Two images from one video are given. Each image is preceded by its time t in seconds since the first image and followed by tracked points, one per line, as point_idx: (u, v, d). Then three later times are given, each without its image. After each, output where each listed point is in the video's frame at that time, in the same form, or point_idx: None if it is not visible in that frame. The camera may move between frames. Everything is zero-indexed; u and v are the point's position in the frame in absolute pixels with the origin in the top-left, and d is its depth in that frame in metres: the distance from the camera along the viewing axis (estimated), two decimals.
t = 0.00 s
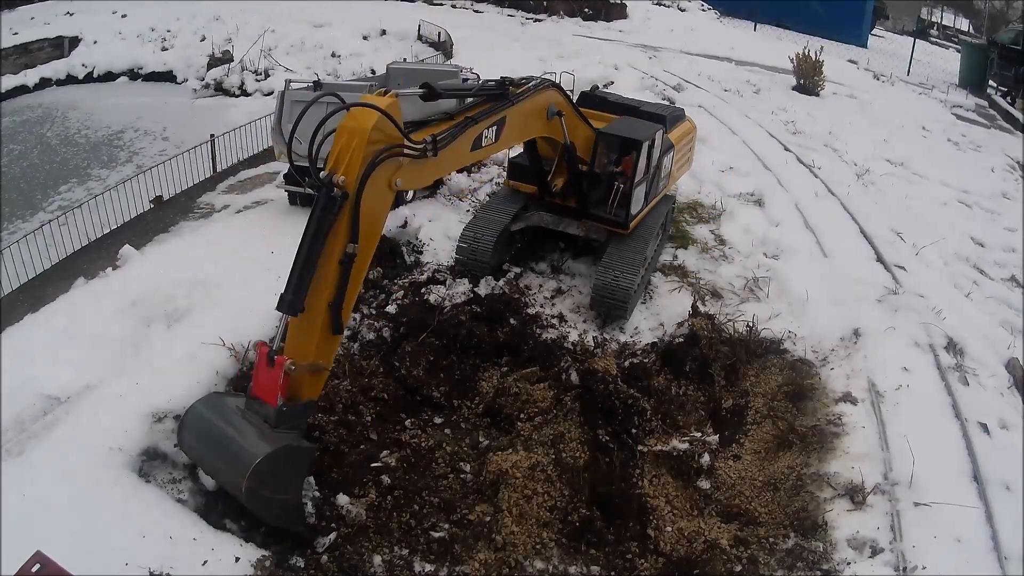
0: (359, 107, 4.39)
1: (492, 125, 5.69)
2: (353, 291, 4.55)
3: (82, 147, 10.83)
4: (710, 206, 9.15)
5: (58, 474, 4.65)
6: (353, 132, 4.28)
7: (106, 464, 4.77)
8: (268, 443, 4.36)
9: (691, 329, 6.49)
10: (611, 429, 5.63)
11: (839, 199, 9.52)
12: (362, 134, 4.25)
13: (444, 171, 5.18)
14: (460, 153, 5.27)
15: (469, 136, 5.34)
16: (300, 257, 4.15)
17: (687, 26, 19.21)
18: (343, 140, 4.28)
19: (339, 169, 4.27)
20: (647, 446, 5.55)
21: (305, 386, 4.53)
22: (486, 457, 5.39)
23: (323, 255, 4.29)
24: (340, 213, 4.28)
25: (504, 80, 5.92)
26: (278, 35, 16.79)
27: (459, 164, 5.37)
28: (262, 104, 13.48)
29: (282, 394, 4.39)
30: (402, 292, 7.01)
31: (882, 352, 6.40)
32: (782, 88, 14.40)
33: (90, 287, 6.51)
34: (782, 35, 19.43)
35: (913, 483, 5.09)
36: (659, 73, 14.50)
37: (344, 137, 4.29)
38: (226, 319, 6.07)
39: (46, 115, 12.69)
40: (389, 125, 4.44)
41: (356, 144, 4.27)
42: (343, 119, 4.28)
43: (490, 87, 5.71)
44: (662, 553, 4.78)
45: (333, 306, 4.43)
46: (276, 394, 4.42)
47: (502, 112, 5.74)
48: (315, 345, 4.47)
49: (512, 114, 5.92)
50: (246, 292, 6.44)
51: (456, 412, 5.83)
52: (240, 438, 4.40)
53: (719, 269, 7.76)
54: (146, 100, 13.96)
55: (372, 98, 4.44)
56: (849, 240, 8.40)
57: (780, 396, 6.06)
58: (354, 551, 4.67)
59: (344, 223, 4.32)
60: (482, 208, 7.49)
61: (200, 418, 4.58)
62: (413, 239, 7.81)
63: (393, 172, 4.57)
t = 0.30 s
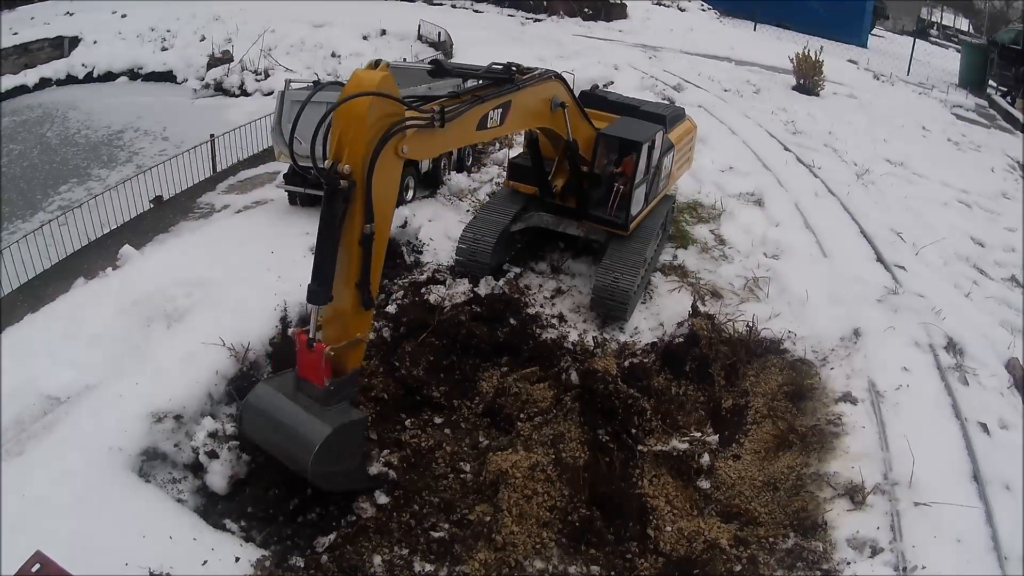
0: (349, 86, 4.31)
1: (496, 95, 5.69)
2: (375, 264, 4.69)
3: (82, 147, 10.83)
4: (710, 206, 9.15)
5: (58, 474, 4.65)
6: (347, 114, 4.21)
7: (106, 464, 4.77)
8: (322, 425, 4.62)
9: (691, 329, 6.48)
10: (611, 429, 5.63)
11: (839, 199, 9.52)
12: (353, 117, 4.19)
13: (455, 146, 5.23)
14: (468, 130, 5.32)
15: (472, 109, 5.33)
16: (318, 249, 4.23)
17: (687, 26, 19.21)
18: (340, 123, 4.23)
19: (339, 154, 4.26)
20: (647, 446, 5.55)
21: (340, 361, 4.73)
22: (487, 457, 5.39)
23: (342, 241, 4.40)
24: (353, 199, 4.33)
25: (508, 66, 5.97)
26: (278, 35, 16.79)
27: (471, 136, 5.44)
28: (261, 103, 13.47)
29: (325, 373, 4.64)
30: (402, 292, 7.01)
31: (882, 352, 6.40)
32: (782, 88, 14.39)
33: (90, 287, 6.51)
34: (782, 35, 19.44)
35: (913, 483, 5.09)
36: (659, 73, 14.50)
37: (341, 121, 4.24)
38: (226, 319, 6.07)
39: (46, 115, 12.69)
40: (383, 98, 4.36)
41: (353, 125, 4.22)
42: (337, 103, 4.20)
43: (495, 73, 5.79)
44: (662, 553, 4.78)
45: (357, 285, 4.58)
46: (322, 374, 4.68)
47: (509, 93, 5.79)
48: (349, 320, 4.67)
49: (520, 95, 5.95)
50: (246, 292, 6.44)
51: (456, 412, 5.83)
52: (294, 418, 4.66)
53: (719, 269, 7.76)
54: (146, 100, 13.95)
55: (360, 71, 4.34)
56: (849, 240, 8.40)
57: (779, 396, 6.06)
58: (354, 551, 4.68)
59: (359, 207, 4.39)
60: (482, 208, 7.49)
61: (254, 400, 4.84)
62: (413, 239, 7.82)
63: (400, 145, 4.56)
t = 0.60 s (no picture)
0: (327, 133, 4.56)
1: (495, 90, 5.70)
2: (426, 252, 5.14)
3: (82, 147, 10.83)
4: (710, 205, 9.15)
5: (58, 474, 4.65)
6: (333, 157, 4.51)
7: (106, 464, 4.77)
8: (442, 357, 5.48)
9: (691, 328, 6.47)
10: (611, 429, 5.64)
11: (840, 199, 9.52)
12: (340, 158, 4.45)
13: (455, 147, 5.23)
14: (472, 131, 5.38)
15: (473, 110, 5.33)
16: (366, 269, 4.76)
17: (687, 25, 19.21)
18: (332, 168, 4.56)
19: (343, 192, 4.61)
20: (647, 446, 5.55)
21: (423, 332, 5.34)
22: (487, 457, 5.39)
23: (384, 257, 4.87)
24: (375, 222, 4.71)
25: (508, 68, 5.88)
26: (278, 35, 16.79)
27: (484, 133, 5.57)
28: (262, 103, 13.46)
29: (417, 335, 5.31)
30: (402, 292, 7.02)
31: (882, 352, 6.40)
32: (782, 88, 14.39)
33: (90, 287, 6.50)
34: (782, 35, 19.45)
35: (914, 483, 5.09)
36: (659, 73, 14.49)
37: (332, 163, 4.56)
38: (226, 320, 6.07)
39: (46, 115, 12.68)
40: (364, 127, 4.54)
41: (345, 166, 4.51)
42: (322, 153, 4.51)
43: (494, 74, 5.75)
44: (662, 553, 4.78)
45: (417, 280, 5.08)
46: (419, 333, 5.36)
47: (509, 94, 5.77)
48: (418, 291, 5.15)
49: (521, 93, 5.93)
50: (246, 292, 6.44)
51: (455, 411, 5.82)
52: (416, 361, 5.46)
53: (719, 269, 7.76)
54: (146, 100, 13.94)
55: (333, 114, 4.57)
56: (849, 240, 8.40)
57: (779, 396, 6.06)
58: (354, 551, 4.69)
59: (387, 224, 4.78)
60: (482, 209, 7.49)
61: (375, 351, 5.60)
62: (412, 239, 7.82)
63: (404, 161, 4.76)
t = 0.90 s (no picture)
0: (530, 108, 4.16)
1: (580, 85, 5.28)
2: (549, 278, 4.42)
3: (82, 147, 10.83)
4: (710, 205, 9.15)
5: (58, 474, 4.64)
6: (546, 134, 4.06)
7: (106, 464, 4.77)
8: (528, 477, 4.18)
9: (691, 328, 6.47)
10: (611, 429, 5.66)
11: (839, 199, 9.52)
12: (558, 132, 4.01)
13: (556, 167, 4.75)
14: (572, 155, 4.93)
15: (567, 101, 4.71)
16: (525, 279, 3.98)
17: (686, 25, 19.22)
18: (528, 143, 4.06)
19: (560, 177, 4.15)
20: (647, 446, 5.56)
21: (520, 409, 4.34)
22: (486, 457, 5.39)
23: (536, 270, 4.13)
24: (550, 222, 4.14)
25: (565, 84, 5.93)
26: (278, 35, 16.80)
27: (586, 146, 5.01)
28: (262, 104, 13.47)
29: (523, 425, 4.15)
30: (401, 292, 7.03)
31: (882, 352, 6.39)
32: (782, 88, 14.40)
33: (90, 287, 6.50)
34: (782, 35, 19.46)
35: (913, 483, 5.09)
36: (659, 73, 14.49)
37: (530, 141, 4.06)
38: (226, 320, 6.07)
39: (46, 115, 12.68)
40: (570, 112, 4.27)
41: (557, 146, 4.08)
42: (524, 132, 4.04)
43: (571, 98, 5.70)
44: (662, 553, 4.78)
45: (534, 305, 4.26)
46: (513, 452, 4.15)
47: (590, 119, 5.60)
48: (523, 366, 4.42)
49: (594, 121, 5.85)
50: (246, 292, 6.44)
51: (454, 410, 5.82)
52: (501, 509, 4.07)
53: (718, 269, 7.76)
54: (146, 100, 13.95)
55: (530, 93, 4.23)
56: (850, 240, 8.40)
57: (779, 396, 6.07)
58: (354, 551, 4.68)
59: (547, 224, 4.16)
60: (481, 211, 7.51)
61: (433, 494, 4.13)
62: (412, 239, 7.84)
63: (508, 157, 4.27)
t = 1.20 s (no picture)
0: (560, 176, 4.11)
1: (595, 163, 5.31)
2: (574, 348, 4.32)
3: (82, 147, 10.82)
4: (710, 205, 9.16)
5: (57, 474, 4.64)
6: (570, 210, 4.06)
7: (106, 464, 4.76)
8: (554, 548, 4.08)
9: (691, 328, 6.47)
10: (611, 429, 5.66)
11: (839, 198, 9.52)
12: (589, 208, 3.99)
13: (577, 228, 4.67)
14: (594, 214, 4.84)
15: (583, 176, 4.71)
16: (554, 351, 3.86)
17: (686, 25, 19.23)
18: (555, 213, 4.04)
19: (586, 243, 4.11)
20: (647, 446, 5.56)
21: (549, 469, 4.57)
22: (487, 456, 5.39)
23: (562, 339, 4.04)
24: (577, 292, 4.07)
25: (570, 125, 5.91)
26: (278, 35, 16.80)
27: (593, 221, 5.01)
28: (262, 103, 13.47)
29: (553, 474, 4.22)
30: (401, 292, 7.02)
31: (882, 352, 6.39)
32: (782, 88, 14.40)
33: (90, 287, 6.50)
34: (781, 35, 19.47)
35: (913, 483, 5.08)
36: (659, 73, 14.49)
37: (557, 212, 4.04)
38: (226, 320, 6.06)
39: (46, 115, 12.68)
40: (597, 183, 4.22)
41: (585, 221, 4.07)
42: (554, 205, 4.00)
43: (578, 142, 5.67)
44: (662, 553, 4.78)
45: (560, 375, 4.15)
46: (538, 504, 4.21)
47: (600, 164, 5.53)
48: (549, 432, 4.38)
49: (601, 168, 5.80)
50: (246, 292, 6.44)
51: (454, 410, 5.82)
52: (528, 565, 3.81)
53: (718, 268, 7.77)
54: (146, 100, 13.94)
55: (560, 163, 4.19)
56: (849, 240, 8.40)
57: (779, 396, 6.07)
58: (353, 551, 4.69)
59: (575, 293, 4.07)
60: (481, 211, 7.52)
61: (444, 566, 3.69)
62: (412, 239, 7.84)
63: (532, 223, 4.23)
